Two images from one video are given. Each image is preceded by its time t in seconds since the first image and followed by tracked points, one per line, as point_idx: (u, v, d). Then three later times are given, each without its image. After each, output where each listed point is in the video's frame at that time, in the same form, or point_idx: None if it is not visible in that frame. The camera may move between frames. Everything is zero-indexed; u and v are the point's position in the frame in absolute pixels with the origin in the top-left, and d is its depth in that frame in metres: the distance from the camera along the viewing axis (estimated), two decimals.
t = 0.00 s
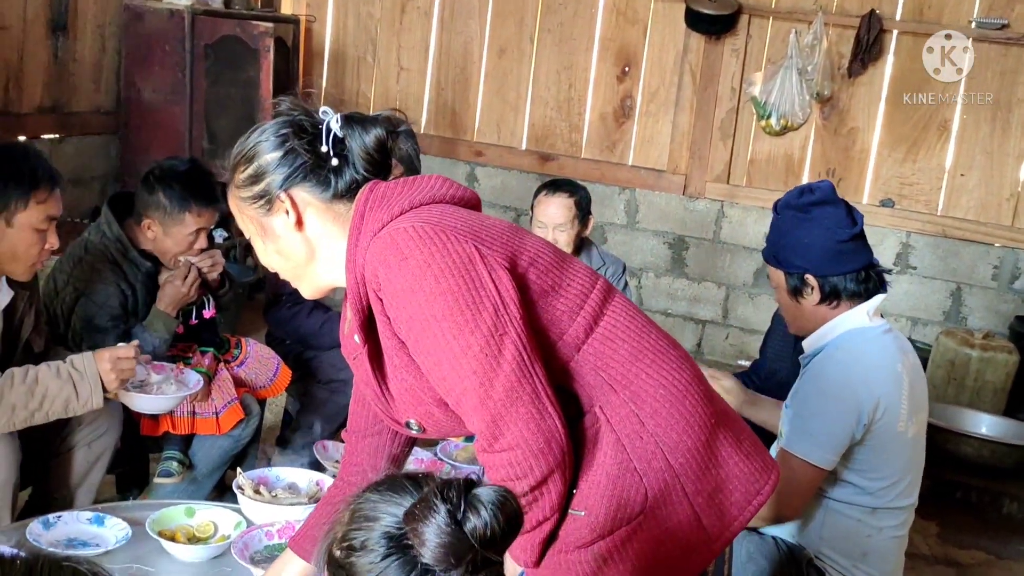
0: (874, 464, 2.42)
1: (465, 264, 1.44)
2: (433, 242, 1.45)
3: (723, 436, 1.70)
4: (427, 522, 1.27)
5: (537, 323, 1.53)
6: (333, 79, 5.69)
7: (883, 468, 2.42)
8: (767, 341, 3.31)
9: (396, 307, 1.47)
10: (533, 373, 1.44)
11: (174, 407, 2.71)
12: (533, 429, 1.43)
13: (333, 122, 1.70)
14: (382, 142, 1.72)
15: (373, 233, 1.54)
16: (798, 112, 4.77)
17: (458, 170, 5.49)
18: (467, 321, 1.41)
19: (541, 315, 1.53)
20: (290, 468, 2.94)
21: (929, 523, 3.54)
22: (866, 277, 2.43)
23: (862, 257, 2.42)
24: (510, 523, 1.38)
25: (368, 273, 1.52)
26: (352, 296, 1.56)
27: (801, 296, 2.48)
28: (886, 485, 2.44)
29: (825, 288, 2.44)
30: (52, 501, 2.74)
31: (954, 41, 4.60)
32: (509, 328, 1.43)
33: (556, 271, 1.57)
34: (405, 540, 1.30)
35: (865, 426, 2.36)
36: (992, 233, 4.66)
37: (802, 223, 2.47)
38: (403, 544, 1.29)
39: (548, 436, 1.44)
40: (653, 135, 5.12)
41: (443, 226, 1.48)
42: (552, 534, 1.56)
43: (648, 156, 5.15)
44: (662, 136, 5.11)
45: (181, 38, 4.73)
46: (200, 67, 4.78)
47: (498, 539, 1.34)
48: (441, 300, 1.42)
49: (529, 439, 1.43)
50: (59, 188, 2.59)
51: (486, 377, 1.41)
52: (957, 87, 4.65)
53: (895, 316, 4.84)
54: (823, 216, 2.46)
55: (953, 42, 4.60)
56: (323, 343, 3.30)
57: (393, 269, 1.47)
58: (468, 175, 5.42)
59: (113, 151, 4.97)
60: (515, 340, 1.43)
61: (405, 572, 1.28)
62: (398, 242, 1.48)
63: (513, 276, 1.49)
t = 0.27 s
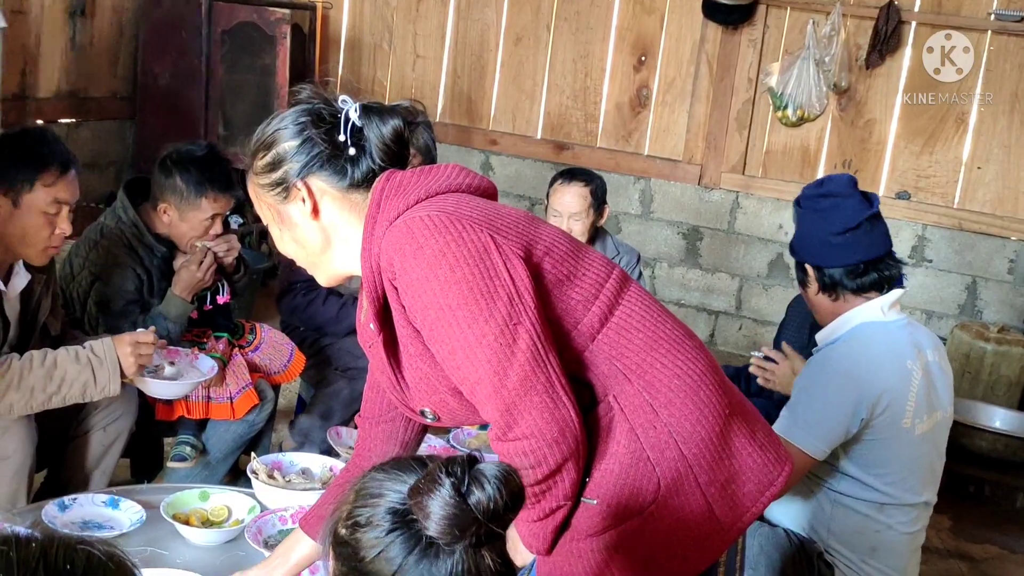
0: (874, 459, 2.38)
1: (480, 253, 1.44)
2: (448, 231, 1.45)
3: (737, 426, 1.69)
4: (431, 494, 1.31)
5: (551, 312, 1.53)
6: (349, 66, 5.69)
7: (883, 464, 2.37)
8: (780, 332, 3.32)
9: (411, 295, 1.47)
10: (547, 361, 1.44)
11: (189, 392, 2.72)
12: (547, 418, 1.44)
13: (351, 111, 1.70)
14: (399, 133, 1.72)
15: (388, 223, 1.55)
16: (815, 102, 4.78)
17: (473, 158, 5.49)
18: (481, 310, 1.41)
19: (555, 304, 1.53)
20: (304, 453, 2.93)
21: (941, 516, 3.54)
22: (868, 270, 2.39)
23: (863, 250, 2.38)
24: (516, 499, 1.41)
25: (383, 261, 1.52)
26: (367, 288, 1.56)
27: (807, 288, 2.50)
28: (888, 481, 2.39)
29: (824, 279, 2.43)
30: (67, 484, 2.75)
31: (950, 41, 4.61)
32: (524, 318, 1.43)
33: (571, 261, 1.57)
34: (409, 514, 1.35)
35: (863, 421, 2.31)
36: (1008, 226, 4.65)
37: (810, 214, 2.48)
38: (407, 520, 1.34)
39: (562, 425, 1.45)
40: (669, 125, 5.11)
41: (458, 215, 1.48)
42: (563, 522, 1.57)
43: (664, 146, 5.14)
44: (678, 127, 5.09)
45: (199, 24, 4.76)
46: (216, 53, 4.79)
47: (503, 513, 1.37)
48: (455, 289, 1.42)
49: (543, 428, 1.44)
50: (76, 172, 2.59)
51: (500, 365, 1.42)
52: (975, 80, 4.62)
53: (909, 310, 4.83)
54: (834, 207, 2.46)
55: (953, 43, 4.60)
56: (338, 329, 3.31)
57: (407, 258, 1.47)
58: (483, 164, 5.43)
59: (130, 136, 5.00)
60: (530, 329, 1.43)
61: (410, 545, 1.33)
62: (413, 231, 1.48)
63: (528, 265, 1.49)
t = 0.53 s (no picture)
0: (900, 460, 2.36)
1: (491, 252, 1.42)
2: (458, 229, 1.43)
3: (751, 423, 1.67)
4: (444, 486, 1.31)
5: (562, 311, 1.51)
6: (365, 62, 5.70)
7: (909, 465, 2.37)
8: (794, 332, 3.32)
9: (421, 294, 1.46)
10: (558, 359, 1.42)
11: (206, 387, 2.73)
12: (558, 415, 1.42)
13: (367, 111, 1.68)
14: (414, 134, 1.70)
15: (398, 222, 1.52)
16: (831, 100, 4.76)
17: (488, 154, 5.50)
18: (491, 309, 1.40)
19: (567, 303, 1.51)
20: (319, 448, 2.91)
21: (958, 516, 3.53)
22: (891, 276, 2.38)
23: (891, 256, 2.36)
24: (526, 493, 1.40)
25: (393, 260, 1.50)
26: (379, 288, 1.54)
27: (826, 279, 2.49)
28: (912, 482, 2.39)
29: (846, 275, 2.42)
30: (81, 478, 2.75)
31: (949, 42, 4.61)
32: (534, 316, 1.41)
33: (583, 259, 1.54)
34: (420, 507, 1.33)
35: (890, 422, 2.30)
36: None
37: (843, 211, 2.45)
38: (418, 512, 1.32)
39: (574, 423, 1.44)
40: (685, 122, 5.10)
41: (468, 214, 1.46)
42: (576, 520, 1.55)
43: (680, 143, 5.13)
44: (693, 124, 5.08)
45: (215, 20, 4.78)
46: (233, 48, 4.87)
47: (513, 507, 1.37)
48: (465, 288, 1.41)
49: (556, 425, 1.43)
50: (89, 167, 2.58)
51: (511, 364, 1.40)
52: (993, 78, 4.58)
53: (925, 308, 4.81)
54: (872, 207, 2.42)
55: (953, 44, 4.60)
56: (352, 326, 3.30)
57: (416, 256, 1.45)
58: (499, 160, 5.44)
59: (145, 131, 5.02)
60: (541, 327, 1.41)
61: (421, 538, 1.30)
62: (423, 229, 1.46)
63: (539, 263, 1.47)
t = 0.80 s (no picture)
0: (925, 457, 2.35)
1: (499, 255, 1.40)
2: (465, 233, 1.42)
3: (762, 422, 1.65)
4: (468, 481, 1.28)
5: (571, 313, 1.49)
6: (382, 60, 5.72)
7: (937, 460, 2.35)
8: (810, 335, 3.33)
9: (430, 298, 1.44)
10: (568, 361, 1.41)
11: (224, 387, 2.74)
12: (569, 417, 1.41)
13: (376, 117, 1.67)
14: (422, 141, 1.68)
15: (408, 226, 1.51)
16: (849, 101, 4.74)
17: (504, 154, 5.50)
18: (501, 311, 1.38)
19: (576, 305, 1.49)
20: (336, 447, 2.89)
21: (972, 519, 3.53)
22: (888, 276, 2.37)
23: (885, 255, 2.36)
24: (551, 489, 1.37)
25: (402, 264, 1.49)
26: (390, 291, 1.52)
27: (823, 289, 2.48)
28: (939, 477, 2.37)
29: (844, 282, 2.41)
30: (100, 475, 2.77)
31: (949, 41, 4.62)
32: (543, 318, 1.39)
33: (591, 261, 1.52)
34: (443, 501, 1.30)
35: (920, 414, 2.28)
36: None
37: (833, 220, 2.47)
38: (442, 507, 1.29)
39: (585, 424, 1.42)
40: (701, 123, 5.09)
41: (476, 217, 1.45)
42: (588, 522, 1.54)
43: (696, 144, 5.13)
44: (710, 125, 5.08)
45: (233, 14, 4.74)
46: (251, 49, 4.75)
47: (538, 502, 1.33)
48: (474, 291, 1.39)
49: (566, 427, 1.41)
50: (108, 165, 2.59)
51: (520, 367, 1.38)
52: (1012, 81, 4.56)
53: (941, 311, 4.80)
54: (862, 211, 2.44)
55: (954, 44, 4.61)
56: (369, 326, 3.31)
57: (425, 260, 1.43)
58: (515, 159, 5.44)
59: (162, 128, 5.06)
60: (550, 329, 1.40)
61: (443, 533, 1.28)
62: (432, 233, 1.44)
63: (547, 266, 1.46)
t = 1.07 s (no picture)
0: (932, 454, 2.34)
1: (503, 258, 1.40)
2: (469, 235, 1.42)
3: (767, 421, 1.65)
4: (483, 476, 1.28)
5: (574, 315, 1.49)
6: (395, 61, 5.73)
7: (944, 457, 2.35)
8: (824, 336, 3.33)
9: (435, 301, 1.44)
10: (571, 362, 1.40)
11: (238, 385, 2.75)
12: (573, 418, 1.40)
13: (384, 120, 1.66)
14: (429, 144, 1.67)
15: (414, 228, 1.51)
16: (862, 102, 4.73)
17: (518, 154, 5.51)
18: (503, 313, 1.38)
19: (580, 308, 1.49)
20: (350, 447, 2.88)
21: (985, 521, 3.53)
22: (898, 270, 2.37)
23: (892, 249, 2.36)
24: (565, 488, 1.37)
25: (407, 267, 1.49)
26: (397, 293, 1.53)
27: (832, 290, 2.46)
28: (946, 476, 2.37)
29: (853, 283, 2.41)
30: (115, 474, 2.78)
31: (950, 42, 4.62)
32: (547, 319, 1.39)
33: (596, 262, 1.52)
34: (459, 497, 1.30)
35: (925, 412, 2.28)
36: None
37: (836, 220, 2.47)
38: (457, 502, 1.30)
39: (589, 425, 1.42)
40: (714, 123, 5.09)
41: (481, 221, 1.45)
42: (594, 522, 1.54)
43: (708, 144, 5.13)
44: (723, 125, 5.08)
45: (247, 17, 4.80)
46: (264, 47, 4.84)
47: (552, 499, 1.33)
48: (477, 292, 1.39)
49: (572, 429, 1.40)
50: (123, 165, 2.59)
51: (524, 367, 1.39)
52: None
53: (954, 312, 4.78)
54: (863, 210, 2.45)
55: (954, 44, 4.62)
56: (382, 326, 3.32)
57: (429, 263, 1.44)
58: (528, 160, 5.44)
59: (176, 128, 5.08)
60: (554, 331, 1.39)
61: (458, 529, 1.28)
62: (436, 236, 1.44)
63: (551, 268, 1.45)
